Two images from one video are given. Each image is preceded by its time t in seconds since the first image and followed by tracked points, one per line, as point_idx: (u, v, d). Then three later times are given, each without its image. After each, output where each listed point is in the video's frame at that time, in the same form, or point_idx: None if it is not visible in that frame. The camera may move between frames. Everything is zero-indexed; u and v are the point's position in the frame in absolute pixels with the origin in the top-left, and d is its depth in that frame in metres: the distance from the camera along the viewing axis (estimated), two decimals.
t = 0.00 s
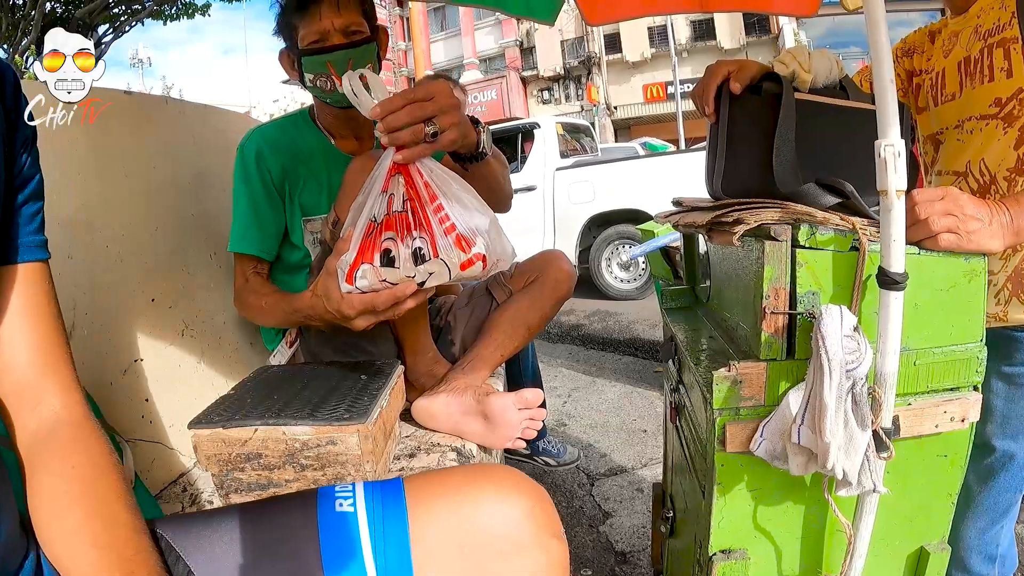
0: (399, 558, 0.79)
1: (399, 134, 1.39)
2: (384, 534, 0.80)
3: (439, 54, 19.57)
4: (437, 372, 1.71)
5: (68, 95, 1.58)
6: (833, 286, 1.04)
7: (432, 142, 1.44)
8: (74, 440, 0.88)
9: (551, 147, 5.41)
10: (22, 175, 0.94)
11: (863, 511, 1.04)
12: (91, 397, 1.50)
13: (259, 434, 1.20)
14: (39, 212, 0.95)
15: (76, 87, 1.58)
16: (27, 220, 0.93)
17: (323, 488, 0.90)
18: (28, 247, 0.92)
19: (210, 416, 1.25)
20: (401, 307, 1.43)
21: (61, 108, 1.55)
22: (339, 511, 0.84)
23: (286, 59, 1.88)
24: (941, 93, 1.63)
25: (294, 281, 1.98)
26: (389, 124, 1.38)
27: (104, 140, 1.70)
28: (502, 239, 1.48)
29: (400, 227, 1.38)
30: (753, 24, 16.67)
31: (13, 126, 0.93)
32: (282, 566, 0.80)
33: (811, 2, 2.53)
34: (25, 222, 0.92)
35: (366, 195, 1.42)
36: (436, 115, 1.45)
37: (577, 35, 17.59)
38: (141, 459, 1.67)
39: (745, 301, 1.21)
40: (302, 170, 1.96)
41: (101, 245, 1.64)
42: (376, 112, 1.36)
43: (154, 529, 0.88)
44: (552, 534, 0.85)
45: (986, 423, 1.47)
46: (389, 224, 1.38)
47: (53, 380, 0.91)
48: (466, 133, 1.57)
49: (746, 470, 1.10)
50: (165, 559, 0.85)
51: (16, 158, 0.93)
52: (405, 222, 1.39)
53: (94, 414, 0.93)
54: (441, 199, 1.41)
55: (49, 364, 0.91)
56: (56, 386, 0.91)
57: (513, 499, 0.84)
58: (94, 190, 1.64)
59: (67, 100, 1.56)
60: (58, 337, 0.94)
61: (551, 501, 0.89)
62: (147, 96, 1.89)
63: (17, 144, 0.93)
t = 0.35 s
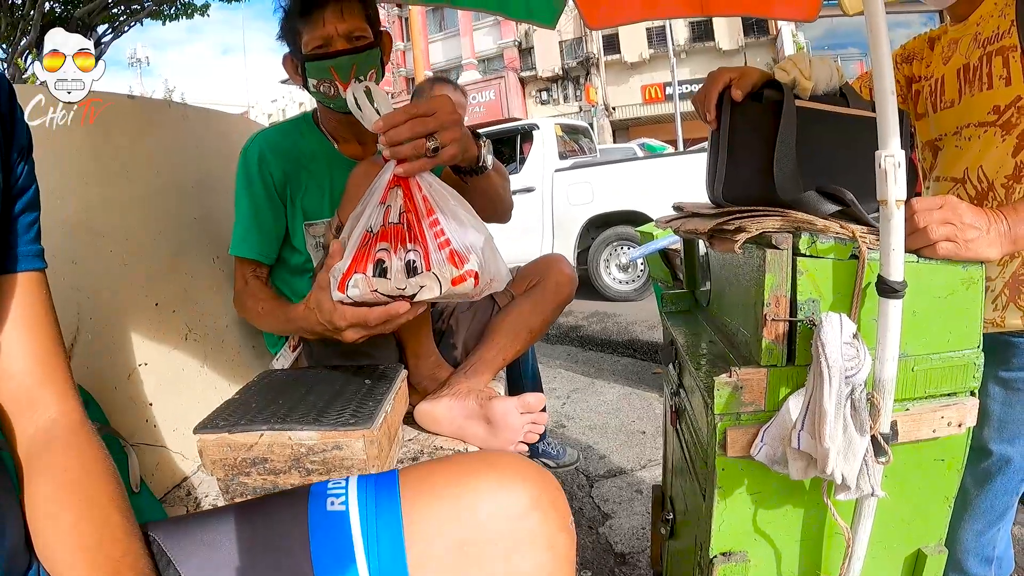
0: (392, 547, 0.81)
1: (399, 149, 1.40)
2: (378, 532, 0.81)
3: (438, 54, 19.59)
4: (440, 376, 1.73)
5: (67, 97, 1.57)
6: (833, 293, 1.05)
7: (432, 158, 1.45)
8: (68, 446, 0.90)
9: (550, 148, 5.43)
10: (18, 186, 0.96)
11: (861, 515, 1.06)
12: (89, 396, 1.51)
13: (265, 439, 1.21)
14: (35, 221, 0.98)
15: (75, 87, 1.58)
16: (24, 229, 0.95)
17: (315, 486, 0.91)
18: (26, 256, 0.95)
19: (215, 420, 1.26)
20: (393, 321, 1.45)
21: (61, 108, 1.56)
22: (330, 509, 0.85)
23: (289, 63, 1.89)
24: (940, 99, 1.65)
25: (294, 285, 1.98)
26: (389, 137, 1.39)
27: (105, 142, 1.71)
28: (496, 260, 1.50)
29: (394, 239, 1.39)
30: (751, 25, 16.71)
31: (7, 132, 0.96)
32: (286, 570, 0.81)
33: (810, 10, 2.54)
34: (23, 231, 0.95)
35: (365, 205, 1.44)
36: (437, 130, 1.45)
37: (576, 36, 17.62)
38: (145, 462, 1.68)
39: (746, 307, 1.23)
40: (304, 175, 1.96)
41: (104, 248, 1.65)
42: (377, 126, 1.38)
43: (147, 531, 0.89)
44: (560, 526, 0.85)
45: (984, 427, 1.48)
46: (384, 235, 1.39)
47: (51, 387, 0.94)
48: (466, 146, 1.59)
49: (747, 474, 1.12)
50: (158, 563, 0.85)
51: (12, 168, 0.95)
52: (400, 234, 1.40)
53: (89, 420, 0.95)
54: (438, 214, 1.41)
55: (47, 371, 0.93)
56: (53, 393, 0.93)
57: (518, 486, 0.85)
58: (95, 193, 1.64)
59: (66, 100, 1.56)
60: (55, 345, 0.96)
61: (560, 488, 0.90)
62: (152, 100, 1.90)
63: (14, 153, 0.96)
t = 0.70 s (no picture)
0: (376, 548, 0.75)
1: (408, 148, 1.42)
2: (360, 531, 0.77)
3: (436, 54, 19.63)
4: (442, 377, 1.74)
5: (69, 98, 1.60)
6: (833, 296, 1.07)
7: (441, 158, 1.46)
8: (69, 449, 0.93)
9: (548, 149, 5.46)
10: (24, 193, 1.03)
11: (861, 514, 1.08)
12: (94, 396, 1.52)
13: (271, 440, 1.23)
14: (40, 226, 1.04)
15: (76, 87, 1.63)
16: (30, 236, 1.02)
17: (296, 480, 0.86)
18: (32, 260, 1.01)
19: (221, 422, 1.27)
20: (353, 347, 1.52)
21: (61, 108, 1.57)
22: (309, 505, 0.80)
23: (294, 66, 1.91)
24: (938, 104, 1.67)
25: (297, 285, 2.00)
26: (398, 136, 1.41)
27: (105, 143, 1.70)
28: (491, 266, 1.48)
29: (394, 232, 1.40)
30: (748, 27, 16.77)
31: (15, 136, 1.03)
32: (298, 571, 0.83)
33: (809, 13, 2.56)
34: (30, 236, 1.02)
35: (370, 199, 1.46)
36: (447, 132, 1.47)
37: (573, 37, 17.65)
38: (149, 463, 1.69)
39: (746, 308, 1.24)
40: (307, 178, 1.97)
41: (107, 250, 1.66)
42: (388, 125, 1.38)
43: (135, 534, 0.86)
44: (569, 511, 0.81)
45: (980, 428, 1.51)
46: (384, 229, 1.41)
47: (56, 392, 0.98)
48: (473, 150, 1.60)
49: (749, 473, 1.14)
50: (141, 565, 0.82)
51: (17, 173, 1.01)
52: (400, 229, 1.41)
53: (90, 421, 0.98)
54: (440, 213, 1.42)
55: (52, 374, 0.98)
56: (58, 397, 0.97)
57: (519, 468, 0.81)
58: (93, 194, 1.64)
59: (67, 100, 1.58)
60: (60, 348, 1.01)
61: (570, 469, 0.85)
62: (155, 102, 1.91)
63: (20, 162, 1.02)
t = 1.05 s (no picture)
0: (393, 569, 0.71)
1: (426, 137, 1.42)
2: (380, 556, 0.72)
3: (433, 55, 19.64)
4: (443, 376, 1.76)
5: (68, 95, 1.42)
6: (830, 295, 1.09)
7: (455, 149, 1.48)
8: (82, 444, 0.94)
9: (545, 150, 5.48)
10: (39, 193, 1.05)
11: (857, 508, 1.10)
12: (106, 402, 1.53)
13: (277, 437, 1.24)
14: (56, 224, 1.06)
15: (76, 88, 1.43)
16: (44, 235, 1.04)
17: (320, 498, 0.82)
18: (48, 258, 1.03)
19: (226, 420, 1.28)
20: (271, 362, 1.45)
21: (60, 108, 1.55)
22: (330, 527, 0.75)
23: (299, 66, 1.92)
24: (933, 106, 1.70)
25: (300, 281, 2.01)
26: (417, 125, 1.41)
27: (106, 143, 1.71)
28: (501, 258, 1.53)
29: (411, 214, 1.42)
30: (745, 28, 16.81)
31: (30, 136, 1.05)
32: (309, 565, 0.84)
33: (806, 16, 2.57)
34: (45, 235, 1.04)
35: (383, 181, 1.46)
36: (462, 125, 1.48)
37: (570, 38, 17.68)
38: (152, 461, 1.70)
39: (745, 307, 1.26)
40: (309, 177, 1.99)
41: (112, 250, 1.67)
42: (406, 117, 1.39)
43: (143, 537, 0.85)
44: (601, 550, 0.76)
45: (975, 425, 1.53)
46: (400, 211, 1.42)
47: (69, 388, 1.00)
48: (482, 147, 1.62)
49: (747, 469, 1.16)
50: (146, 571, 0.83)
51: (33, 173, 1.04)
52: (417, 212, 1.43)
53: (102, 415, 1.00)
54: (455, 206, 1.47)
55: (65, 370, 1.00)
56: (69, 393, 0.99)
57: (555, 501, 0.77)
58: (95, 195, 1.64)
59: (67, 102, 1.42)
60: (75, 342, 1.03)
61: (608, 505, 0.80)
62: (156, 103, 1.92)
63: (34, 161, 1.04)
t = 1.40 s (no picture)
0: None
1: (440, 120, 1.42)
2: None
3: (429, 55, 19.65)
4: (440, 374, 1.77)
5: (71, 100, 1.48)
6: (823, 292, 1.10)
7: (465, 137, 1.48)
8: (100, 444, 0.94)
9: (542, 150, 5.49)
10: (51, 188, 1.01)
11: (851, 504, 1.11)
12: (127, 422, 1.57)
13: (274, 434, 1.25)
14: (68, 221, 1.03)
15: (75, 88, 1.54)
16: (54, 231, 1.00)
17: (363, 532, 0.95)
18: (59, 255, 0.99)
19: (223, 417, 1.29)
20: (258, 365, 1.45)
21: (61, 108, 1.55)
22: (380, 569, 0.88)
23: (301, 64, 1.92)
24: (926, 105, 1.70)
25: (293, 278, 2.04)
26: (432, 108, 1.41)
27: (105, 142, 1.71)
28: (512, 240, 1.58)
29: (432, 193, 1.44)
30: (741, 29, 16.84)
31: (41, 132, 1.01)
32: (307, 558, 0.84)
33: (803, 17, 2.59)
34: (57, 232, 1.00)
35: (400, 160, 1.45)
36: (474, 113, 1.47)
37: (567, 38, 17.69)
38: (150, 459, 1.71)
39: (738, 304, 1.27)
40: (307, 173, 2.00)
41: (112, 249, 1.67)
42: (421, 100, 1.40)
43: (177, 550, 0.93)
44: None
45: (969, 422, 1.54)
46: (422, 189, 1.43)
47: (86, 382, 0.98)
48: (486, 141, 1.63)
49: (741, 465, 1.16)
50: None
51: (44, 171, 1.00)
52: (438, 191, 1.45)
53: (122, 415, 0.99)
54: (472, 188, 1.50)
55: (82, 362, 0.99)
56: (86, 387, 0.98)
57: (581, 552, 0.89)
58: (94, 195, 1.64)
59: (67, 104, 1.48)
60: (89, 336, 1.01)
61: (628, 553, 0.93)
62: (156, 102, 1.92)
63: (46, 158, 1.00)
